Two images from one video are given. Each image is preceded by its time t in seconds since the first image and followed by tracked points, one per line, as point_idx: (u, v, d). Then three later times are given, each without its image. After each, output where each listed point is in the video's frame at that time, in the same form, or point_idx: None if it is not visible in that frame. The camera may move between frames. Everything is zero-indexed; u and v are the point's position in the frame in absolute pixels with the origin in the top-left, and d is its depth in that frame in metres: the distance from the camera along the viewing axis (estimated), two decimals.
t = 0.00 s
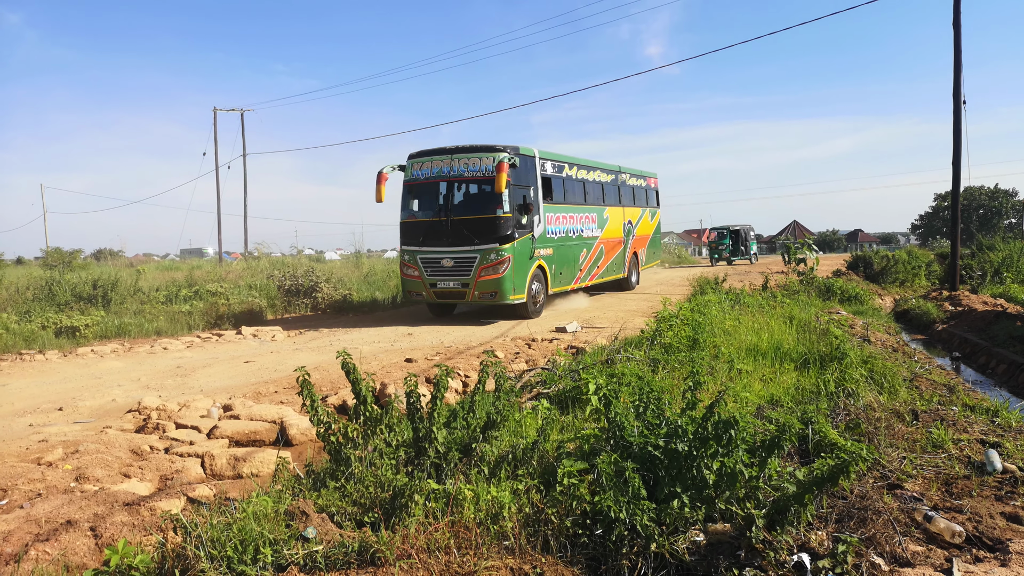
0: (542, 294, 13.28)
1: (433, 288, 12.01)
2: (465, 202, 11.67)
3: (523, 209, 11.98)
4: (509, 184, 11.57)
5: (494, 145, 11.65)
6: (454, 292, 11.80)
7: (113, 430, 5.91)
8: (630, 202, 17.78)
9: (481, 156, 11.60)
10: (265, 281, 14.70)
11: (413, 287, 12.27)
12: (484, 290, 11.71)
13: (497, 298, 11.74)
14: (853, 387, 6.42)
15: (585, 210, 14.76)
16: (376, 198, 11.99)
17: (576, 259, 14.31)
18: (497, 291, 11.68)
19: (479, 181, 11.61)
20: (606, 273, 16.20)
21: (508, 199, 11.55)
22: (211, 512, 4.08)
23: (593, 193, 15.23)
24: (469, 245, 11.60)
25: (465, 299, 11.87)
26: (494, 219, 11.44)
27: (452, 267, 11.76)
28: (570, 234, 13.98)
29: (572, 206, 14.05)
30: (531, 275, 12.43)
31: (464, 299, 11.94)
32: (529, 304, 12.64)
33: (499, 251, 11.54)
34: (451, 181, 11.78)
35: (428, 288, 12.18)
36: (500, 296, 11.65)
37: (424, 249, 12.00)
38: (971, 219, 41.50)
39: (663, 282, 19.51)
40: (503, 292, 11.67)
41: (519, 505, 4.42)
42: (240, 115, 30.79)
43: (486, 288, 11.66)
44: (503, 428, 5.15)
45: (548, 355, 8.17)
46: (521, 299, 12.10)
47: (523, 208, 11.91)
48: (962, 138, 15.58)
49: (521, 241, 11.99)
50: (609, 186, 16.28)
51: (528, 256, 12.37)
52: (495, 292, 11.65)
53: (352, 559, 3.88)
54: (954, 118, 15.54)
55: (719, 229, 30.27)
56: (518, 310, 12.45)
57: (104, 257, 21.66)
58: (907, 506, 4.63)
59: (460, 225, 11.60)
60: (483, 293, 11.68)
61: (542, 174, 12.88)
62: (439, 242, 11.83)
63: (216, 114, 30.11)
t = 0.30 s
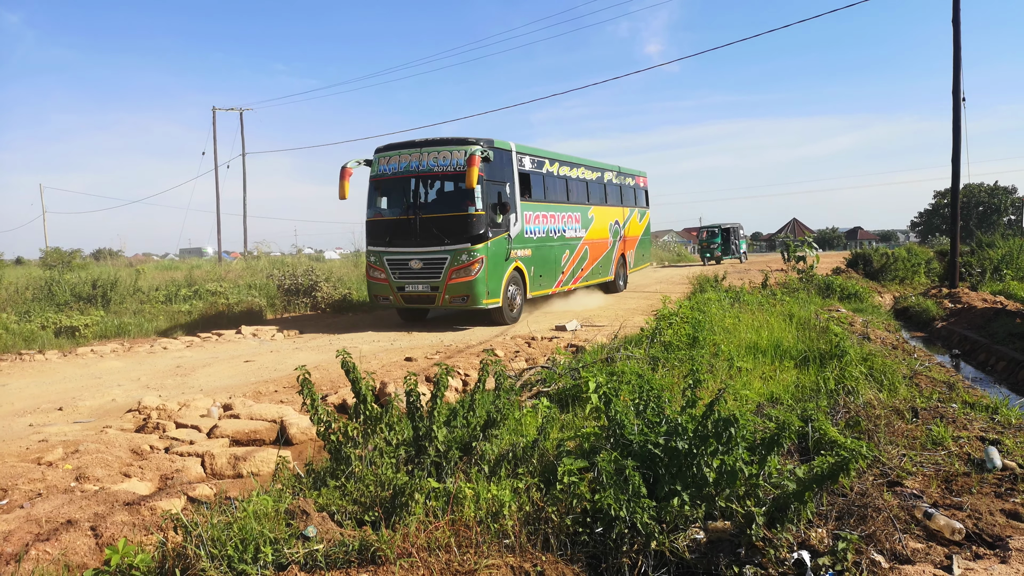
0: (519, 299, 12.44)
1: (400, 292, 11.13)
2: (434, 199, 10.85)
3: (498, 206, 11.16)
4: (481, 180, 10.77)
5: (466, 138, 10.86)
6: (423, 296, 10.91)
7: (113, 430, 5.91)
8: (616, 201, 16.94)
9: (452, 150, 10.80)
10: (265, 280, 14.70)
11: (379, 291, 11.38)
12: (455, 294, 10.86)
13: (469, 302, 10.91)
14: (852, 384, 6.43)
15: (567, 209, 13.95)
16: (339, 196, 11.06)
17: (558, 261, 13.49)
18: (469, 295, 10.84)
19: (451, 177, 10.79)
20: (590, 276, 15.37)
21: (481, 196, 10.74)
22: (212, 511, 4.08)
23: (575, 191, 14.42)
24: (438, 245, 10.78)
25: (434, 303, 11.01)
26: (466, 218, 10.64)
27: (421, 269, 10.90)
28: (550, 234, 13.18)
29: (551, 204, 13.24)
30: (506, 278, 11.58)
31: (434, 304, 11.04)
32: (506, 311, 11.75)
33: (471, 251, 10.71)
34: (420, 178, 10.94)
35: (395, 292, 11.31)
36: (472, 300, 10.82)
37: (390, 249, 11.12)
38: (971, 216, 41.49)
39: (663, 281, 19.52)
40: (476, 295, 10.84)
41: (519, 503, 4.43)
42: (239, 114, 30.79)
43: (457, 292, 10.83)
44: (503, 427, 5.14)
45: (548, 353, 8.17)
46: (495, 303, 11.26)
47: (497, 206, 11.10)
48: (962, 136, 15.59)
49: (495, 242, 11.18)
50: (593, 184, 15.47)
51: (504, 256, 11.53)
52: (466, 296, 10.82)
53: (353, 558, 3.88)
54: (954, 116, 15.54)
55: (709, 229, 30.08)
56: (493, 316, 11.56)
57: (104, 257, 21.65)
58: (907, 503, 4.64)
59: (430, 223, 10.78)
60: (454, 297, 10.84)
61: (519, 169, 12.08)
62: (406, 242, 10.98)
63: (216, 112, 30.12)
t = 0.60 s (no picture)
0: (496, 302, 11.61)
1: (366, 296, 10.34)
2: (400, 194, 10.04)
3: (470, 203, 10.31)
4: (451, 174, 9.94)
5: (435, 129, 10.09)
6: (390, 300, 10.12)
7: (116, 427, 5.92)
8: (604, 197, 15.93)
9: (420, 142, 9.99)
10: (267, 278, 14.71)
11: (342, 294, 10.56)
12: (423, 299, 10.03)
13: (439, 306, 10.06)
14: (855, 382, 6.42)
15: (550, 205, 13.05)
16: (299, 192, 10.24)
17: (540, 261, 12.62)
18: (438, 299, 9.99)
19: (419, 172, 9.99)
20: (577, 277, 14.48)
21: (451, 191, 9.92)
22: (215, 508, 4.09)
23: (558, 186, 13.48)
24: (406, 246, 9.97)
25: (402, 308, 10.20)
26: (435, 217, 9.83)
27: (387, 272, 10.11)
28: (531, 232, 12.30)
29: (532, 200, 12.34)
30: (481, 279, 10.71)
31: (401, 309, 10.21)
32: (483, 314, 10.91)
33: (441, 252, 9.90)
34: (386, 173, 10.12)
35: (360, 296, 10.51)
36: (443, 304, 9.97)
37: (353, 249, 10.31)
38: (974, 214, 41.37)
39: (665, 278, 19.52)
40: (447, 299, 9.99)
41: (521, 501, 4.43)
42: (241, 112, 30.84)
43: (425, 295, 9.99)
44: (506, 424, 5.14)
45: (550, 351, 8.18)
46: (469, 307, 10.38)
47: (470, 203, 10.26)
48: (964, 133, 15.56)
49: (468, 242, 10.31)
50: (578, 179, 14.47)
51: (479, 256, 10.69)
52: (436, 300, 9.98)
53: (355, 555, 3.89)
54: (956, 113, 15.51)
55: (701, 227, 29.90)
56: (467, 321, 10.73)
57: (107, 255, 21.72)
58: (909, 501, 4.64)
59: (397, 222, 9.97)
60: (423, 302, 10.00)
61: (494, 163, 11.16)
62: (371, 242, 10.16)
63: (218, 111, 30.18)
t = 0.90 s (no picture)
0: (473, 309, 10.95)
1: (327, 300, 9.66)
2: (364, 191, 9.33)
3: (441, 200, 9.59)
4: (418, 170, 9.24)
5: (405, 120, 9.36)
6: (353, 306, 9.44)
7: (123, 425, 5.95)
8: (596, 194, 15.18)
9: (386, 135, 9.29)
10: (273, 276, 14.75)
11: (303, 299, 9.89)
12: (388, 305, 9.35)
13: (405, 313, 9.38)
14: (861, 380, 6.40)
15: (534, 203, 12.38)
16: (255, 186, 9.53)
17: (521, 263, 11.92)
18: (404, 305, 9.32)
19: (384, 167, 9.28)
20: (563, 279, 13.82)
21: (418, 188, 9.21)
22: (221, 506, 4.11)
23: (544, 183, 12.78)
24: (369, 247, 9.26)
25: (366, 315, 9.52)
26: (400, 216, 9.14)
27: (349, 275, 9.41)
28: (512, 232, 11.65)
29: (514, 198, 11.67)
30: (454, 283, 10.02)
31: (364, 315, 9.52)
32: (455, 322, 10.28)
33: (407, 254, 9.18)
34: (349, 167, 9.43)
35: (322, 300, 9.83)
36: (408, 311, 9.29)
37: (314, 250, 9.62)
38: (981, 211, 41.16)
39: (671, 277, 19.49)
40: (414, 305, 9.32)
41: (527, 499, 4.43)
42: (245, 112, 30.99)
43: (391, 301, 9.31)
44: (511, 423, 5.14)
45: (555, 350, 8.18)
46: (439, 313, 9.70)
47: (440, 200, 9.55)
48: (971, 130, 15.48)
49: (437, 243, 9.61)
50: (566, 175, 13.70)
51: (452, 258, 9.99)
52: (401, 307, 9.31)
53: (361, 552, 3.91)
54: (964, 109, 15.43)
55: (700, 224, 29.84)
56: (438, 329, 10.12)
57: (113, 254, 21.83)
58: (916, 499, 4.62)
59: (361, 221, 9.29)
60: (388, 308, 9.33)
61: (470, 157, 10.46)
62: (333, 242, 9.48)
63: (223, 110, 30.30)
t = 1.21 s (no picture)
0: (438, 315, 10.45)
1: (275, 303, 9.16)
2: (316, 184, 8.84)
3: (398, 193, 9.15)
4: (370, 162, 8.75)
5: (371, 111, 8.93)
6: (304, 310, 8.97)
7: (126, 427, 5.96)
8: (584, 194, 14.70)
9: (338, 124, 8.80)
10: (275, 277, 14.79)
11: (250, 301, 9.37)
12: (338, 309, 8.84)
13: (357, 317, 8.88)
14: (864, 380, 6.40)
15: (512, 201, 11.93)
16: (197, 179, 8.96)
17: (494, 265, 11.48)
18: (355, 308, 8.81)
19: (336, 159, 8.79)
20: (545, 282, 13.34)
21: (374, 181, 8.74)
22: (225, 507, 4.12)
23: (523, 180, 12.28)
24: (319, 244, 8.76)
25: (315, 319, 9.01)
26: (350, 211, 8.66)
27: (297, 275, 8.91)
28: (485, 231, 11.21)
29: (488, 196, 11.23)
30: (413, 286, 9.53)
31: (314, 319, 9.01)
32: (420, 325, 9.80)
33: (359, 253, 8.71)
34: (299, 159, 8.93)
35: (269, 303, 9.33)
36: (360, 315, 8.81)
37: (262, 249, 9.13)
38: (984, 211, 41.06)
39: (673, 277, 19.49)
40: (366, 309, 8.82)
41: (530, 499, 4.44)
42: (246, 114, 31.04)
43: (341, 304, 8.80)
44: (513, 423, 5.15)
45: (558, 350, 8.18)
46: (394, 317, 9.19)
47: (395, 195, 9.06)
48: (974, 130, 15.47)
49: (393, 241, 9.09)
50: (549, 172, 13.21)
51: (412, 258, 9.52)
52: (352, 310, 8.81)
53: (364, 552, 3.91)
54: (966, 109, 15.42)
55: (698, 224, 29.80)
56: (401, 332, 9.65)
57: (118, 255, 21.91)
58: (920, 499, 4.62)
59: (311, 216, 8.80)
60: (338, 311, 8.83)
61: (437, 150, 10.02)
62: (282, 240, 8.98)
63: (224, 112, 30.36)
